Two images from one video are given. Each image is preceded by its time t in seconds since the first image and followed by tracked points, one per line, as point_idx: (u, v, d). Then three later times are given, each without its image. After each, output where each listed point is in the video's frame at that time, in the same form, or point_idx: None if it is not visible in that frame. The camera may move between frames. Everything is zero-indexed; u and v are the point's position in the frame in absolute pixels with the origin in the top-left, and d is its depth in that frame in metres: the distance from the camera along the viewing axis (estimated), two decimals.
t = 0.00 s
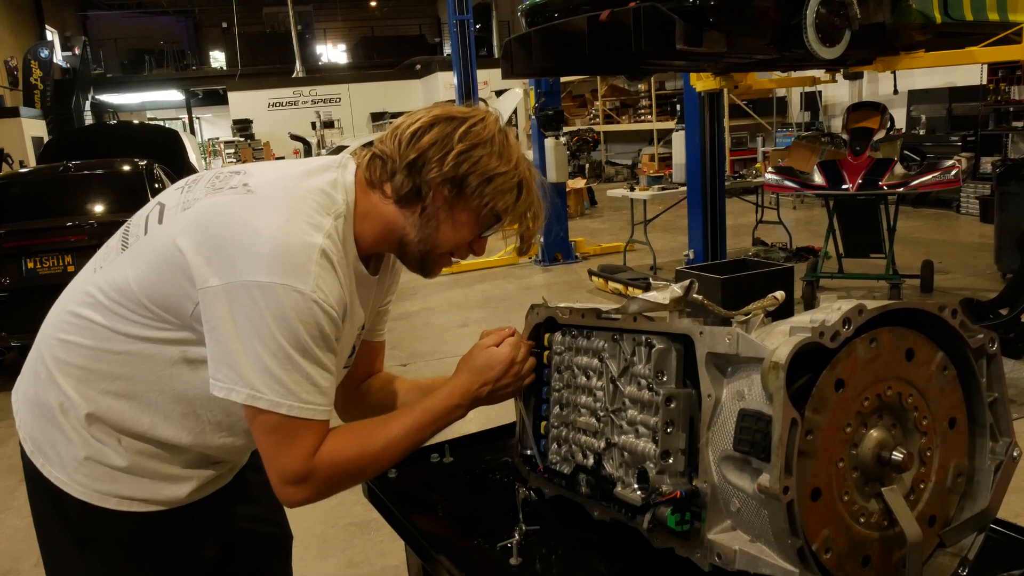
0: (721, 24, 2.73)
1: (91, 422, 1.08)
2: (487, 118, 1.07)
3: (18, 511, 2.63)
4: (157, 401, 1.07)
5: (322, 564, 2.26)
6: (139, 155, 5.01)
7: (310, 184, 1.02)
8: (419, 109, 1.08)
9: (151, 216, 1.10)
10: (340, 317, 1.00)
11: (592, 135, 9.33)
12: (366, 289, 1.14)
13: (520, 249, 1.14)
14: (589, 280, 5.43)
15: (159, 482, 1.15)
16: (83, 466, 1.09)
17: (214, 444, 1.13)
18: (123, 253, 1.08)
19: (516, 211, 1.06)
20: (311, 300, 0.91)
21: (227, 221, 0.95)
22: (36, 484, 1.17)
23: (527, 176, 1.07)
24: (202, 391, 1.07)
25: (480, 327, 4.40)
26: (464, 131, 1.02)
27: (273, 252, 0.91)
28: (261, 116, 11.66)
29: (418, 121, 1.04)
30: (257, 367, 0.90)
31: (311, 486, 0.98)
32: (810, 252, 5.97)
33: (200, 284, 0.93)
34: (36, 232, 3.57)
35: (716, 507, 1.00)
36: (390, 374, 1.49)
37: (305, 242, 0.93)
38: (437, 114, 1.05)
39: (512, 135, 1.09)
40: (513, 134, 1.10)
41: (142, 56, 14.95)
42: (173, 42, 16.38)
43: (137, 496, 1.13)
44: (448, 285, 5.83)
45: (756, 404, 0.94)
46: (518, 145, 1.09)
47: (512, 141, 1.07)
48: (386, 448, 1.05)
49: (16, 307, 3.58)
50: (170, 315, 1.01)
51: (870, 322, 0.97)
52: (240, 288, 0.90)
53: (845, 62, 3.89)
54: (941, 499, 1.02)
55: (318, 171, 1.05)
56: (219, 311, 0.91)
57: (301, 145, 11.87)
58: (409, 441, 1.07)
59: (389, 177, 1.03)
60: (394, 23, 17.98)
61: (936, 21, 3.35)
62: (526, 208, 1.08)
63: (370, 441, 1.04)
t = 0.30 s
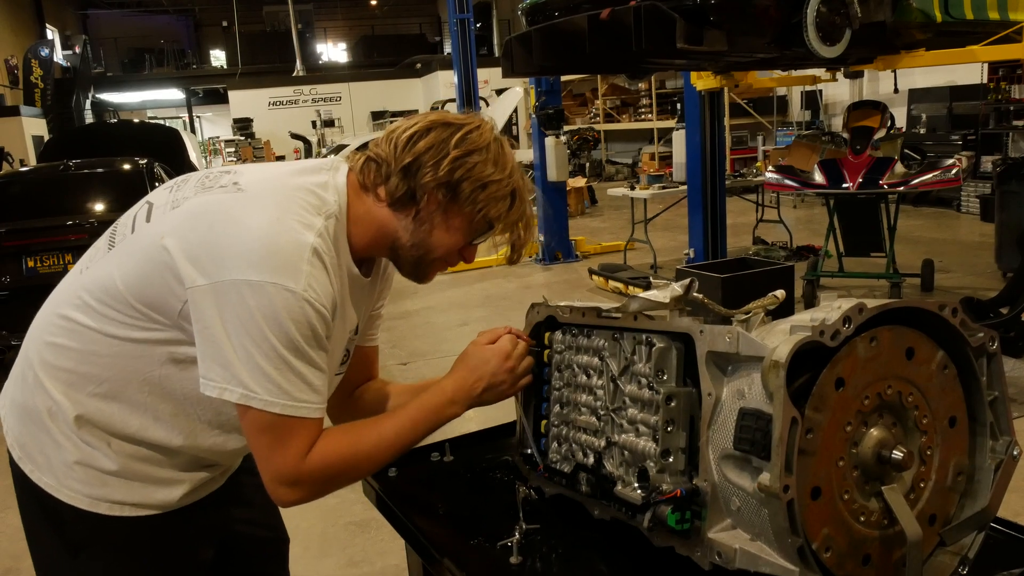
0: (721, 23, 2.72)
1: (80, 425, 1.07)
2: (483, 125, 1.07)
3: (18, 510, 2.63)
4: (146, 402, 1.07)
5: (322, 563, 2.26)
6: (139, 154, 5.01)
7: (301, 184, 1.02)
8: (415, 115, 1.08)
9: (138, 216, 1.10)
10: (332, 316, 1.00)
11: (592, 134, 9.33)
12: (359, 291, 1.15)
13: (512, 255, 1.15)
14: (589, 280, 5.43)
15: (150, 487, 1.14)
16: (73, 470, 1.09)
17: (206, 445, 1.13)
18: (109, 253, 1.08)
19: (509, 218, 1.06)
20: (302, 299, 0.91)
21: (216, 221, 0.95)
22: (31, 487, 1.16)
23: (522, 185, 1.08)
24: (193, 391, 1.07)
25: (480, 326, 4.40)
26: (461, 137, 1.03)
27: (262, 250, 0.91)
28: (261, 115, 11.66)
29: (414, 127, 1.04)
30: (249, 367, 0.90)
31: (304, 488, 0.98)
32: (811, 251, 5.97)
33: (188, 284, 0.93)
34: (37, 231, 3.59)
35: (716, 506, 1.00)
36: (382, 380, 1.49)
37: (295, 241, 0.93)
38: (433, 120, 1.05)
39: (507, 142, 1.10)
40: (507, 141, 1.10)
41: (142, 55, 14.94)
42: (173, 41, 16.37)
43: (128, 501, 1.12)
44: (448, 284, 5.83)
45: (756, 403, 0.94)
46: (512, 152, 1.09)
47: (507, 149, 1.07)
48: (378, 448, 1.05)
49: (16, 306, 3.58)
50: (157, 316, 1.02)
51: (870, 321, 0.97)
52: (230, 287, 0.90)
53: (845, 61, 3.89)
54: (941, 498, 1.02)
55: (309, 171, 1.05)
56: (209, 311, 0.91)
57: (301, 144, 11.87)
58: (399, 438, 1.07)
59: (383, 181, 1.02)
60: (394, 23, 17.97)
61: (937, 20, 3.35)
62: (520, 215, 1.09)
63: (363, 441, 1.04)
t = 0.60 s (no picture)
0: (720, 24, 2.73)
1: (61, 438, 1.07)
2: (460, 121, 1.05)
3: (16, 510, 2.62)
4: (125, 413, 1.07)
5: (322, 563, 2.26)
6: (139, 153, 5.00)
7: (278, 189, 1.02)
8: (392, 115, 1.07)
9: (113, 225, 1.09)
10: (315, 319, 1.00)
11: (592, 134, 9.34)
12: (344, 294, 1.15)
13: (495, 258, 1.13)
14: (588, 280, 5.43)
15: (137, 499, 1.14)
16: (55, 485, 1.08)
17: (189, 454, 1.13)
18: (83, 263, 1.08)
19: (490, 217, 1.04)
20: (286, 305, 0.91)
21: (192, 229, 0.95)
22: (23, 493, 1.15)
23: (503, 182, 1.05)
24: (173, 400, 1.07)
25: (480, 326, 4.40)
26: (437, 134, 1.00)
27: (241, 255, 0.91)
28: (260, 115, 11.65)
29: (389, 127, 1.03)
30: (232, 375, 0.90)
31: (299, 495, 0.99)
32: (811, 251, 5.97)
33: (166, 294, 0.93)
34: (36, 230, 3.58)
35: (715, 507, 1.00)
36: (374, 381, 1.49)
37: (275, 246, 0.94)
38: (409, 118, 1.03)
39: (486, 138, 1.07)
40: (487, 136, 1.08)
41: (141, 55, 14.94)
42: (173, 41, 16.38)
43: (115, 514, 1.12)
44: (448, 284, 5.83)
45: (756, 403, 0.94)
46: (492, 148, 1.07)
47: (486, 145, 1.05)
48: (374, 451, 1.05)
49: (16, 306, 3.58)
50: (130, 326, 1.01)
51: (870, 322, 0.97)
52: (208, 294, 0.90)
53: (845, 61, 3.89)
54: (941, 498, 1.02)
55: (286, 178, 1.05)
56: (189, 320, 0.91)
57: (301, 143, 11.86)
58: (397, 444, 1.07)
59: (359, 182, 1.01)
60: (394, 22, 17.97)
61: (936, 20, 3.36)
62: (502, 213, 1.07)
63: (356, 445, 1.04)
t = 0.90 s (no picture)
0: (721, 24, 2.73)
1: (58, 446, 1.06)
2: (409, 50, 0.95)
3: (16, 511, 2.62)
4: (120, 412, 1.06)
5: (323, 564, 2.26)
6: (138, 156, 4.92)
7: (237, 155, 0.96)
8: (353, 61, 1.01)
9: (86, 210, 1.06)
10: (274, 296, 0.94)
11: (592, 135, 9.34)
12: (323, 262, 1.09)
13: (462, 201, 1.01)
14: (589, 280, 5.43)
15: (141, 504, 1.13)
16: (56, 495, 1.08)
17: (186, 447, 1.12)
18: (57, 256, 1.05)
19: (438, 153, 0.91)
20: (234, 282, 0.85)
21: (142, 201, 0.90)
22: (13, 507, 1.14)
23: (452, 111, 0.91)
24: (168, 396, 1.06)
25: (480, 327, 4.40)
26: (365, 65, 0.91)
27: (188, 229, 0.85)
28: (261, 115, 11.64)
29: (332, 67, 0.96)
30: (168, 353, 0.84)
31: (224, 485, 0.92)
32: (811, 252, 5.97)
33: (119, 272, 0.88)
34: (36, 230, 3.64)
35: (717, 507, 0.99)
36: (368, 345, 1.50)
37: (226, 218, 0.87)
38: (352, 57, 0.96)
39: (441, 63, 0.94)
40: (447, 63, 0.95)
41: (142, 55, 14.96)
42: (173, 41, 16.39)
43: (120, 522, 1.11)
44: (449, 284, 5.83)
45: (758, 404, 0.94)
46: (447, 75, 0.94)
47: (433, 70, 0.92)
48: (308, 460, 0.96)
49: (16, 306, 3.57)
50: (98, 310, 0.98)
51: (872, 322, 0.97)
52: (151, 271, 0.84)
53: (847, 62, 3.89)
54: (942, 499, 1.02)
55: (247, 141, 0.99)
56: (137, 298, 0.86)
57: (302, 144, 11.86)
58: (346, 450, 0.98)
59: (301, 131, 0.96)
60: (395, 23, 17.97)
61: (937, 21, 3.35)
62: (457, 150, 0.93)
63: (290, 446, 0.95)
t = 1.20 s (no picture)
0: (722, 26, 2.74)
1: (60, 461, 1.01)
2: None
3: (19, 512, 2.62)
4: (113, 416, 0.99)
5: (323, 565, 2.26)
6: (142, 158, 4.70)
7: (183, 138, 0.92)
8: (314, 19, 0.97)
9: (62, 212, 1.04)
10: (201, 297, 0.84)
11: (593, 135, 9.35)
12: (297, 256, 1.02)
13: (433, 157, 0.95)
14: (589, 281, 5.43)
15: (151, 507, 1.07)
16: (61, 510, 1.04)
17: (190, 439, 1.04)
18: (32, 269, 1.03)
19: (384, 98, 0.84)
20: (147, 272, 0.77)
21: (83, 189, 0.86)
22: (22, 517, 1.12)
23: (401, 48, 0.85)
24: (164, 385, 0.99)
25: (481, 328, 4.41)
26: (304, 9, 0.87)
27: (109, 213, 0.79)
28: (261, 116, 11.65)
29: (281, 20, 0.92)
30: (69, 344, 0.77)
31: (61, 494, 0.76)
32: (812, 253, 5.96)
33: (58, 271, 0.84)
34: (36, 231, 3.66)
35: (716, 511, 0.99)
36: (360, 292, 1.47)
37: (148, 202, 0.81)
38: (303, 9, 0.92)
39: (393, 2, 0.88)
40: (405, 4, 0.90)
41: (142, 56, 14.98)
42: (174, 42, 16.41)
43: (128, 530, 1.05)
44: (449, 285, 5.83)
45: (757, 407, 0.94)
46: (400, 14, 0.88)
47: (380, 7, 0.86)
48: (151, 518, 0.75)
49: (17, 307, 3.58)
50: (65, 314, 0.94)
51: (870, 326, 0.97)
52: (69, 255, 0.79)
53: (847, 63, 3.89)
54: (941, 503, 1.02)
55: (201, 125, 0.95)
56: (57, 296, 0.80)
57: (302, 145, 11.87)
58: (195, 520, 0.75)
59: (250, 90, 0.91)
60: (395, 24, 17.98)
61: (937, 22, 3.36)
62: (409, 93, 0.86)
63: (148, 483, 0.77)
